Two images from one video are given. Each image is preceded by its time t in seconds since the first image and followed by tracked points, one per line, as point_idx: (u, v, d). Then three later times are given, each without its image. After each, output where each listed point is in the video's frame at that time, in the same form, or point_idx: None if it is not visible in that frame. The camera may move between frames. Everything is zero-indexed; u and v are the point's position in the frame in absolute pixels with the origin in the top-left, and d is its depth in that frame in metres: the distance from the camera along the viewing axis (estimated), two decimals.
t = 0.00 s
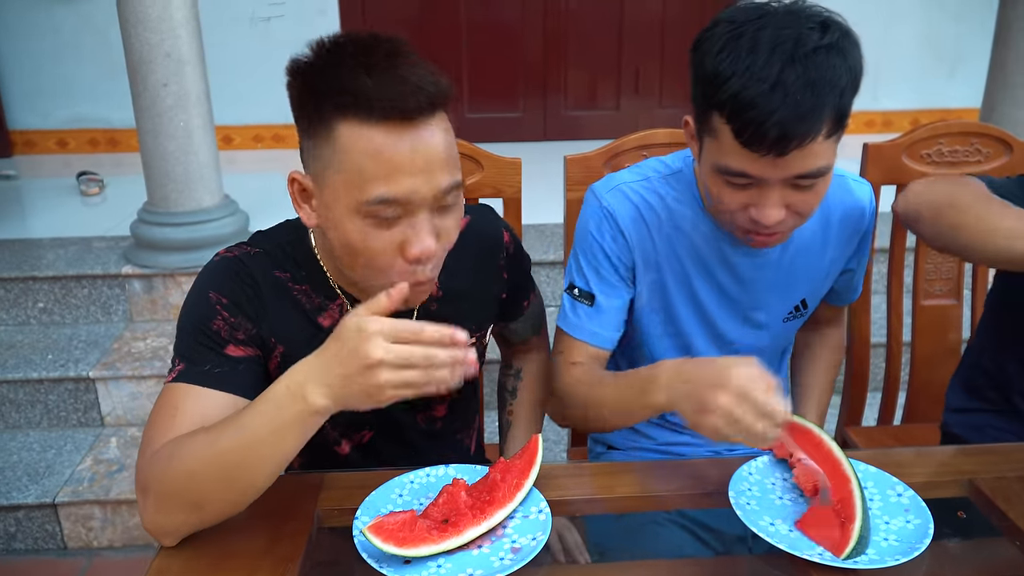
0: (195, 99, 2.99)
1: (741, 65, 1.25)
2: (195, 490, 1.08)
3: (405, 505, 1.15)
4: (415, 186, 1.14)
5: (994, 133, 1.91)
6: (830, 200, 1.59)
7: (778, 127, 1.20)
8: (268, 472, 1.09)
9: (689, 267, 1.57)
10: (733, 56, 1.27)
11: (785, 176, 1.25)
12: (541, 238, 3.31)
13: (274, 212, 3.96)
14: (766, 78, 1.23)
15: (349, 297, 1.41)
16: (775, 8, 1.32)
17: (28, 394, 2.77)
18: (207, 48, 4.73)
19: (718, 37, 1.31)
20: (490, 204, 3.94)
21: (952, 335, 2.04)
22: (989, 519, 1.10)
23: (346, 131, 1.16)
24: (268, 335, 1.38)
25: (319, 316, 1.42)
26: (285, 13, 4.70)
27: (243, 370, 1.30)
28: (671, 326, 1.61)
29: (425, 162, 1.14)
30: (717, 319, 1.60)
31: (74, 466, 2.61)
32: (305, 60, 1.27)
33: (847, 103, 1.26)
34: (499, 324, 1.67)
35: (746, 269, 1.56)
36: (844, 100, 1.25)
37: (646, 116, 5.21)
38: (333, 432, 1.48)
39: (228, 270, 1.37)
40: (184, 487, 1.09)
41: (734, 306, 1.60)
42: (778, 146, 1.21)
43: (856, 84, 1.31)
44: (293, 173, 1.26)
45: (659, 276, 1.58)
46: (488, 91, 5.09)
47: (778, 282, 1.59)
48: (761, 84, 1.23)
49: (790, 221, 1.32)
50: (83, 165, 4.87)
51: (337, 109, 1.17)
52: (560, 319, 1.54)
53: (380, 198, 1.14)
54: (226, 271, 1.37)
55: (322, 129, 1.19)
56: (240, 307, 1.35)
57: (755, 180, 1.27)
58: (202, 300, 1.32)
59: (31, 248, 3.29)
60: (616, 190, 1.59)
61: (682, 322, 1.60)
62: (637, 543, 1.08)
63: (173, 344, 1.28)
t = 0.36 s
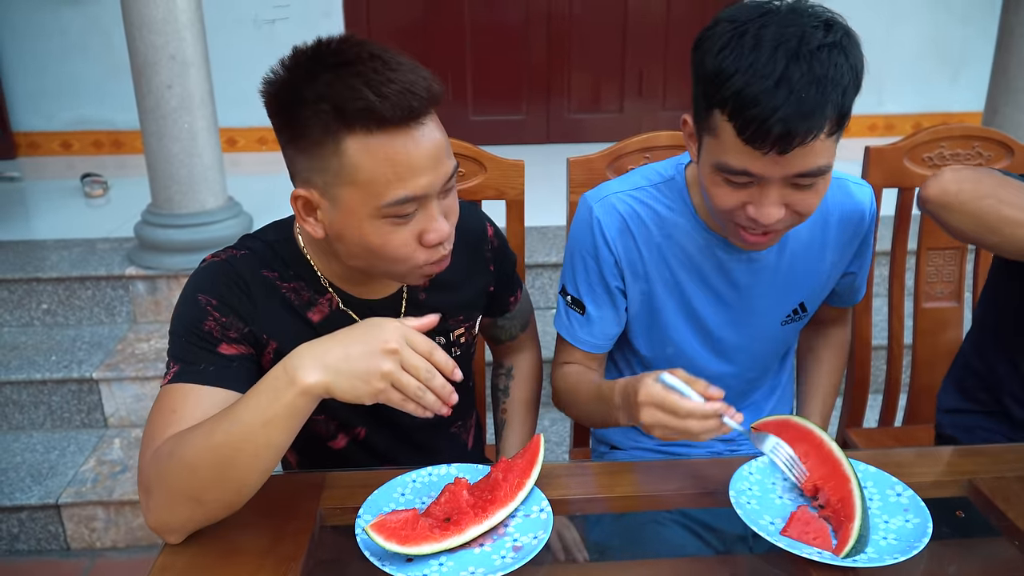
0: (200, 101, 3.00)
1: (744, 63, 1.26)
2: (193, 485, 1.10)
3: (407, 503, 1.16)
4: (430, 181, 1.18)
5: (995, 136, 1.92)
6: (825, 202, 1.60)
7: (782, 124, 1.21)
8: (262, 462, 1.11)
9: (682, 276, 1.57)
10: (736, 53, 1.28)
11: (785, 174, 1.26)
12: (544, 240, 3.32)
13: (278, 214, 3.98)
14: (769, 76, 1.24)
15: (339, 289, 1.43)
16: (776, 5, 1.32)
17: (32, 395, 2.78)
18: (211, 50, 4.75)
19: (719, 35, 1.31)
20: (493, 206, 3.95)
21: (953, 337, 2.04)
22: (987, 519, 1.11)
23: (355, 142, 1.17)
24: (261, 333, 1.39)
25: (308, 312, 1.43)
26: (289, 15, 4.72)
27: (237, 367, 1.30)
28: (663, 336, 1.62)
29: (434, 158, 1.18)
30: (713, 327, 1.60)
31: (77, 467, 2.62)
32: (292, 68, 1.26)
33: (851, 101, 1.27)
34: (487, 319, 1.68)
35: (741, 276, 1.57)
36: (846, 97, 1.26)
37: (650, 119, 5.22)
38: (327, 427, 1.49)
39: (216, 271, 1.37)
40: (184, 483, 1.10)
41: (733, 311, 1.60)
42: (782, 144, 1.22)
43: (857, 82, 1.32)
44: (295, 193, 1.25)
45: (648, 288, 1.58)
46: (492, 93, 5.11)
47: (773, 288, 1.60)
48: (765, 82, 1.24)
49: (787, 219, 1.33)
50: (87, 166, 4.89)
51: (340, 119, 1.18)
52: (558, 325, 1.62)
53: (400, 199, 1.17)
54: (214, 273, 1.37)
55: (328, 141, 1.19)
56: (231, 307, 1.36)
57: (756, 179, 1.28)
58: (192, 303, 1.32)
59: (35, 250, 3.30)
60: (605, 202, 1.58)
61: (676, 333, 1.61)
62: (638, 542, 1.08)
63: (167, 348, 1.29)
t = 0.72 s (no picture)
0: (196, 101, 3.00)
1: (759, 64, 1.26)
2: (186, 484, 1.10)
3: (404, 500, 1.16)
4: (410, 176, 1.18)
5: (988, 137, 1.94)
6: (829, 207, 1.60)
7: (796, 126, 1.21)
8: (252, 459, 1.11)
9: (683, 272, 1.58)
10: (751, 54, 1.28)
11: (797, 176, 1.26)
12: (541, 239, 3.33)
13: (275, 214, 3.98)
14: (785, 77, 1.24)
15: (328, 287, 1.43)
16: (790, 8, 1.32)
17: (28, 396, 2.77)
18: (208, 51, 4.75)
19: (733, 35, 1.31)
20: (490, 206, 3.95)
21: (948, 334, 2.05)
22: (979, 514, 1.12)
23: (334, 138, 1.18)
24: (251, 331, 1.40)
25: (298, 310, 1.43)
26: (286, 15, 4.73)
27: (229, 366, 1.31)
28: (662, 328, 1.63)
29: (413, 154, 1.18)
30: (711, 322, 1.62)
31: (73, 468, 2.62)
32: (272, 68, 1.27)
33: (862, 106, 1.27)
34: (478, 315, 1.69)
35: (741, 275, 1.57)
36: (859, 101, 1.27)
37: (646, 119, 5.23)
38: (320, 424, 1.50)
39: (204, 273, 1.37)
40: (176, 482, 1.11)
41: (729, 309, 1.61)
42: (795, 147, 1.22)
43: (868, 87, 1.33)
44: (279, 192, 1.26)
45: (651, 281, 1.59)
46: (488, 93, 5.11)
47: (772, 286, 1.60)
48: (780, 83, 1.24)
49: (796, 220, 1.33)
50: (83, 167, 4.89)
51: (318, 117, 1.18)
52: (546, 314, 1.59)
53: (381, 195, 1.17)
54: (203, 274, 1.37)
55: (307, 139, 1.20)
56: (221, 306, 1.36)
57: (767, 180, 1.28)
58: (182, 304, 1.32)
59: (30, 250, 3.30)
60: (613, 192, 1.58)
61: (676, 327, 1.62)
62: (632, 539, 1.09)
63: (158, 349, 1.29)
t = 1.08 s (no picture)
0: (189, 98, 2.99)
1: (770, 68, 1.26)
2: (184, 479, 1.10)
3: (399, 495, 1.16)
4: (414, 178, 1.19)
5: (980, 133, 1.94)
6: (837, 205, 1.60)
7: (805, 131, 1.21)
8: (251, 457, 1.11)
9: (690, 270, 1.58)
10: (764, 57, 1.27)
11: (803, 180, 1.27)
12: (535, 237, 3.33)
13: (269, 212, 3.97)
14: (796, 81, 1.24)
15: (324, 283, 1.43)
16: (805, 11, 1.32)
17: (20, 393, 2.76)
18: (201, 48, 4.74)
19: (747, 36, 1.31)
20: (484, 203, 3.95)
21: (940, 330, 2.06)
22: (972, 509, 1.13)
23: (340, 140, 1.18)
24: (248, 325, 1.39)
25: (294, 304, 1.43)
26: (279, 13, 4.72)
27: (225, 359, 1.31)
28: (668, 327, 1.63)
29: (417, 155, 1.19)
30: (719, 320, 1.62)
31: (67, 465, 2.62)
32: (273, 65, 1.26)
33: (873, 112, 1.28)
34: (472, 311, 1.69)
35: (748, 272, 1.58)
36: (869, 108, 1.27)
37: (640, 116, 5.23)
38: (317, 419, 1.50)
39: (201, 266, 1.37)
40: (174, 476, 1.11)
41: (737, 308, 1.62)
42: (803, 151, 1.23)
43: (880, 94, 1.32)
44: (280, 193, 1.27)
45: (657, 280, 1.60)
46: (482, 91, 5.11)
47: (779, 284, 1.61)
48: (790, 88, 1.24)
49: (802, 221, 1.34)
50: (75, 164, 4.87)
51: (323, 117, 1.19)
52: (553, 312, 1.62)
53: (386, 197, 1.18)
54: (200, 269, 1.37)
55: (312, 139, 1.20)
56: (217, 300, 1.36)
57: (774, 182, 1.29)
58: (179, 297, 1.32)
59: (22, 247, 3.28)
60: (620, 191, 1.58)
61: (682, 326, 1.62)
62: (628, 534, 1.09)
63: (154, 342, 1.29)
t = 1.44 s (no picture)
0: (182, 94, 2.98)
1: (721, 70, 1.27)
2: (195, 474, 1.08)
3: (393, 493, 1.16)
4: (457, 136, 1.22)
5: (973, 131, 1.95)
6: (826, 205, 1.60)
7: (762, 124, 1.21)
8: (265, 458, 1.10)
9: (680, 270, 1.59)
10: (715, 62, 1.29)
11: (775, 176, 1.26)
12: (529, 234, 3.33)
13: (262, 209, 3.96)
14: (746, 78, 1.25)
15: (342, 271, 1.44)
16: (753, 16, 1.34)
17: (12, 390, 2.75)
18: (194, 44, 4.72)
19: (699, 49, 1.33)
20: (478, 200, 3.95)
21: (933, 328, 2.07)
22: (964, 505, 1.13)
23: (392, 91, 1.19)
24: (260, 321, 1.38)
25: (308, 294, 1.43)
26: (272, 9, 4.71)
27: (235, 355, 1.30)
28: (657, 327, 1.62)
29: (460, 116, 1.22)
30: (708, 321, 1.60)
31: (59, 463, 2.61)
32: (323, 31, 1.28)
33: (833, 98, 1.27)
34: (472, 308, 1.70)
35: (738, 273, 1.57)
36: (827, 94, 1.26)
37: (634, 114, 5.23)
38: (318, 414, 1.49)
39: (215, 261, 1.36)
40: (183, 471, 1.09)
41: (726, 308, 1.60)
42: (765, 144, 1.23)
43: (842, 81, 1.32)
44: (331, 140, 1.24)
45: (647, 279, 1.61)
46: (477, 88, 5.11)
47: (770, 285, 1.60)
48: (742, 84, 1.24)
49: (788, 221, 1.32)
50: (67, 161, 4.84)
51: (377, 68, 1.20)
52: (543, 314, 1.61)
53: (431, 150, 1.20)
54: (214, 264, 1.36)
55: (363, 91, 1.21)
56: (229, 296, 1.35)
57: (748, 185, 1.28)
58: (191, 292, 1.31)
59: (14, 244, 3.27)
60: (611, 190, 1.59)
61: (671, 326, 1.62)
62: (622, 531, 1.09)
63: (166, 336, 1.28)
